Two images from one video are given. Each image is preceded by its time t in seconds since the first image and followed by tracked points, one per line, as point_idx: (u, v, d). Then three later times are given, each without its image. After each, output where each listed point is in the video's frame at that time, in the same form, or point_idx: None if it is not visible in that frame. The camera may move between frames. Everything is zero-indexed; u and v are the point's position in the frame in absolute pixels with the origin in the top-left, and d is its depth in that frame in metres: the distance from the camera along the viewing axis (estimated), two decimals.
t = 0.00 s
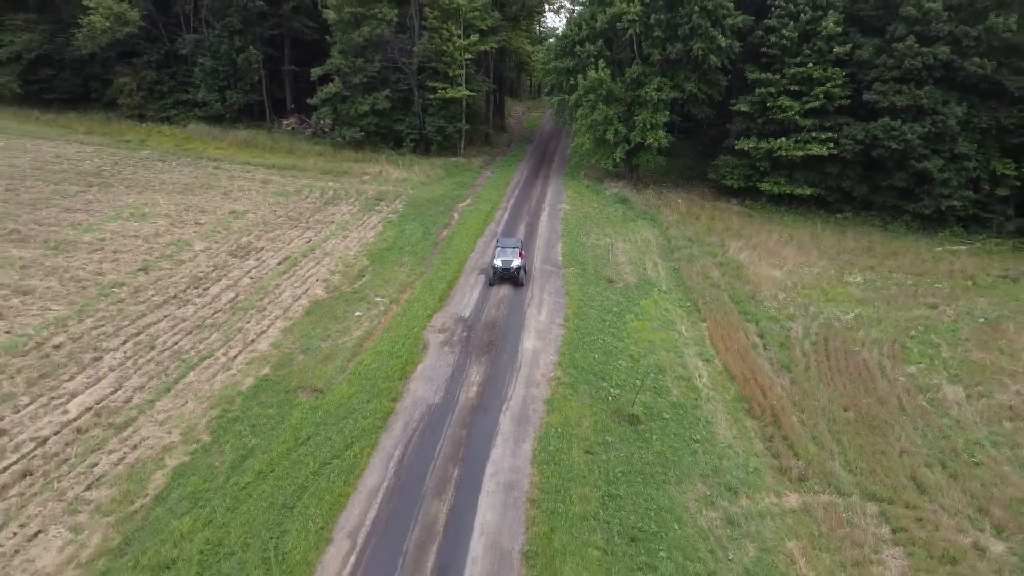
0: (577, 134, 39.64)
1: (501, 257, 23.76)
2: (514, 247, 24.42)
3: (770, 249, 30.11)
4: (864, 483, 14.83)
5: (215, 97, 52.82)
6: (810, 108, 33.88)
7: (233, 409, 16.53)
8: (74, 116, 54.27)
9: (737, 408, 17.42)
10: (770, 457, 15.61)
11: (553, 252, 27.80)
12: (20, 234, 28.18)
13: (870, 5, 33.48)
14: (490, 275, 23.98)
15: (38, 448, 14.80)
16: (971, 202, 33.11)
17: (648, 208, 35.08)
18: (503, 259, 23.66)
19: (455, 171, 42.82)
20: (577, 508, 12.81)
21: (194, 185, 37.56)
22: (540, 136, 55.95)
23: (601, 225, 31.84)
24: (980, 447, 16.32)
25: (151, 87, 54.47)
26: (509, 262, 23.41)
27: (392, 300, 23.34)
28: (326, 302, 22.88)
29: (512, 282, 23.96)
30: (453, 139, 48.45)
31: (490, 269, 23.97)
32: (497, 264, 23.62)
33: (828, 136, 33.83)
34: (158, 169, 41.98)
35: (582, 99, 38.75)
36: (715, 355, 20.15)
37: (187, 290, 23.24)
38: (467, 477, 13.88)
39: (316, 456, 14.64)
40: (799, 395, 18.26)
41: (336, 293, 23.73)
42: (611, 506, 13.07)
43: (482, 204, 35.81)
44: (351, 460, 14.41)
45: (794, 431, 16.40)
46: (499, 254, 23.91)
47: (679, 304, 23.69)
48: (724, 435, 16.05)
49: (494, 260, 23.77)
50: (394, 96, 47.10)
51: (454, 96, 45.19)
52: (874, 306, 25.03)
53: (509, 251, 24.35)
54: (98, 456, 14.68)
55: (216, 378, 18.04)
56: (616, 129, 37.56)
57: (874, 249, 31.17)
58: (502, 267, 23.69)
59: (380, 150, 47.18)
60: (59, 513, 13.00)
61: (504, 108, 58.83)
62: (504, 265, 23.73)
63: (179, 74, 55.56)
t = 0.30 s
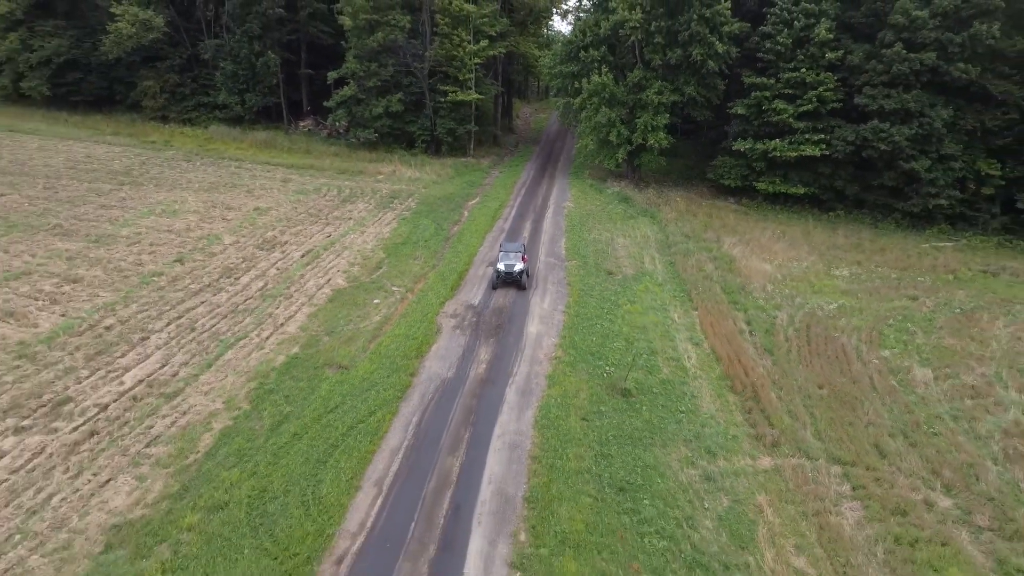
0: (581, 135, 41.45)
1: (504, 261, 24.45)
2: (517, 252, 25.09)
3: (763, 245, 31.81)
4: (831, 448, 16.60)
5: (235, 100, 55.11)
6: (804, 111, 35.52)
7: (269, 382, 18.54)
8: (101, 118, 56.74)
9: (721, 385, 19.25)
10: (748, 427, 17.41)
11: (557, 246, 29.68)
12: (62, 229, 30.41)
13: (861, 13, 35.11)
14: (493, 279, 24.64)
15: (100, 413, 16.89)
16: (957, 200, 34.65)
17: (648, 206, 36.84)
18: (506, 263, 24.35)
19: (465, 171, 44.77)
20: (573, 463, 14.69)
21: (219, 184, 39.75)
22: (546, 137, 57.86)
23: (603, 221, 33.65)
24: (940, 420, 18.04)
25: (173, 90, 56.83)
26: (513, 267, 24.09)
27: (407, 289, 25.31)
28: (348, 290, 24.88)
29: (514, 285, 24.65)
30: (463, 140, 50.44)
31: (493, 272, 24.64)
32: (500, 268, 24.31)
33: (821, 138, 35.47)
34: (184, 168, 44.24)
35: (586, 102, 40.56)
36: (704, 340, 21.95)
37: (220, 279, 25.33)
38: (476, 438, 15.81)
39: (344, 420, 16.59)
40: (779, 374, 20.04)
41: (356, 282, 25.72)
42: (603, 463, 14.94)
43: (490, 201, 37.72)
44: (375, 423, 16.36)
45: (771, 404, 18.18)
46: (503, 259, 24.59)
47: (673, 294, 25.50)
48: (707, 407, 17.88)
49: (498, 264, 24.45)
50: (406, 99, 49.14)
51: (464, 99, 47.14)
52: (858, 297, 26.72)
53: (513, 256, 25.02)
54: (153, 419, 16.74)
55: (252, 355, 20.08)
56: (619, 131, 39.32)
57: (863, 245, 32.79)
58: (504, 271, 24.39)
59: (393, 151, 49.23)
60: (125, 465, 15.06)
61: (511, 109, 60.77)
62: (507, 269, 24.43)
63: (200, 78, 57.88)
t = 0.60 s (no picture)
0: (586, 137, 43.31)
1: (506, 265, 25.19)
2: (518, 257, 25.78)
3: (756, 241, 33.57)
4: (804, 421, 18.41)
5: (254, 102, 57.39)
6: (798, 114, 37.16)
7: (298, 360, 20.60)
8: (125, 119, 59.21)
9: (708, 366, 21.10)
10: (731, 402, 19.24)
11: (561, 241, 31.58)
12: (99, 224, 32.63)
13: (853, 20, 36.72)
14: (496, 282, 25.38)
15: (151, 385, 19.00)
16: (945, 200, 36.22)
17: (648, 205, 38.61)
18: (508, 267, 25.08)
19: (474, 171, 46.70)
20: (571, 429, 16.60)
21: (241, 183, 41.94)
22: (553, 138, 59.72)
23: (605, 219, 35.48)
24: (908, 398, 19.80)
25: (195, 93, 59.20)
26: (514, 272, 24.84)
27: (421, 280, 27.29)
28: (366, 281, 26.91)
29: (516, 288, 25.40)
30: (472, 141, 52.49)
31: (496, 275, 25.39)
32: (502, 273, 25.07)
33: (814, 140, 37.14)
34: (207, 168, 46.48)
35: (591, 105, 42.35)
36: (695, 326, 23.80)
37: (249, 270, 27.44)
38: (485, 408, 17.78)
39: (367, 392, 18.59)
40: (763, 357, 21.86)
41: (374, 274, 27.75)
42: (597, 429, 16.85)
43: (498, 200, 39.63)
44: (395, 395, 18.35)
45: (753, 383, 20.00)
46: (505, 263, 25.32)
47: (669, 286, 27.33)
48: (694, 385, 19.73)
49: (500, 267, 25.22)
50: (418, 102, 51.21)
51: (473, 102, 49.15)
52: (843, 290, 28.44)
53: (515, 260, 25.76)
54: (198, 391, 18.81)
55: (280, 337, 22.12)
56: (621, 132, 41.07)
57: (853, 242, 34.42)
58: (507, 275, 25.15)
59: (406, 151, 51.30)
60: (177, 428, 17.15)
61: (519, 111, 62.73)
62: (509, 272, 25.16)
63: (221, 81, 60.23)
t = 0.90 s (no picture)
0: (590, 138, 45.17)
1: (508, 270, 25.83)
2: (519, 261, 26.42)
3: (751, 238, 35.33)
4: (783, 399, 20.22)
5: (272, 105, 59.71)
6: (793, 117, 38.80)
7: (323, 343, 22.66)
8: (148, 121, 61.67)
9: (698, 351, 22.95)
10: (717, 382, 21.09)
11: (565, 238, 33.51)
12: (133, 221, 34.89)
13: (846, 27, 38.37)
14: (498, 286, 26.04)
15: (193, 364, 21.11)
16: (934, 199, 37.77)
17: (649, 204, 40.38)
18: (510, 272, 25.73)
19: (483, 171, 48.68)
20: (570, 402, 18.53)
21: (262, 182, 44.13)
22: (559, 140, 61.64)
23: (608, 217, 37.34)
24: (881, 380, 21.56)
25: (215, 96, 61.59)
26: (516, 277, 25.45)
27: (434, 273, 29.27)
28: (383, 274, 28.94)
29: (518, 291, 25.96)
30: (481, 143, 54.50)
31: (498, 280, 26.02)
32: (505, 277, 25.70)
33: (808, 142, 38.82)
34: (229, 168, 48.75)
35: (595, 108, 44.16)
36: (688, 316, 25.63)
37: (274, 263, 29.54)
38: (493, 384, 19.75)
39: (387, 371, 20.61)
40: (749, 343, 23.66)
41: (390, 267, 29.78)
42: (593, 403, 18.75)
43: (506, 199, 41.55)
44: (412, 373, 20.35)
45: (739, 366, 21.82)
46: (507, 267, 25.99)
47: (666, 280, 29.15)
48: (684, 367, 21.59)
49: (502, 272, 25.87)
50: (429, 105, 53.25)
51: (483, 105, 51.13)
52: (831, 283, 30.17)
53: (516, 264, 26.38)
54: (234, 370, 20.90)
55: (305, 324, 24.15)
56: (624, 135, 42.86)
57: (844, 239, 36.06)
58: (509, 279, 25.76)
59: (417, 152, 53.37)
60: (219, 400, 19.23)
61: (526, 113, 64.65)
62: (511, 277, 25.80)
63: (240, 84, 62.60)
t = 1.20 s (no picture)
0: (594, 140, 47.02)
1: (511, 274, 26.47)
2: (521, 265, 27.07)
3: (746, 235, 37.08)
4: (767, 381, 22.04)
5: (289, 108, 62.00)
6: (789, 120, 40.46)
7: (345, 329, 24.72)
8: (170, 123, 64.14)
9: (690, 338, 24.81)
10: (707, 366, 22.95)
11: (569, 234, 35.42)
12: (163, 218, 37.15)
13: (840, 34, 40.03)
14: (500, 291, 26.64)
15: (228, 346, 23.22)
16: (925, 199, 39.33)
17: (651, 203, 42.17)
18: (512, 276, 26.39)
19: (492, 172, 50.65)
20: (570, 381, 20.48)
21: (281, 182, 46.32)
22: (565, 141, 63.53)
23: (610, 215, 39.19)
24: (859, 365, 23.33)
25: (234, 99, 63.98)
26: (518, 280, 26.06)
27: (446, 267, 31.27)
28: (398, 268, 30.97)
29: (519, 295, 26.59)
30: (490, 144, 56.48)
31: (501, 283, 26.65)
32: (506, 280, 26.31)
33: (804, 144, 40.49)
34: (249, 168, 51.01)
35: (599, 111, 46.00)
36: (683, 307, 27.47)
37: (297, 257, 31.67)
38: (500, 365, 21.74)
39: (404, 353, 22.65)
40: (739, 332, 25.49)
41: (404, 262, 31.81)
42: (591, 382, 20.69)
43: (513, 198, 43.47)
44: (427, 355, 22.38)
45: (727, 351, 23.67)
46: (510, 271, 26.65)
47: (663, 274, 31.00)
48: (676, 352, 23.46)
49: (505, 275, 26.52)
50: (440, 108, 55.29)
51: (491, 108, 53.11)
52: (820, 278, 31.89)
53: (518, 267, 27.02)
54: (266, 352, 22.99)
55: (328, 312, 26.23)
56: (626, 137, 44.68)
57: (837, 237, 37.71)
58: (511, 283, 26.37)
59: (428, 153, 55.43)
60: (253, 378, 21.33)
61: (534, 116, 66.61)
62: (513, 281, 26.43)
63: (257, 88, 64.97)
